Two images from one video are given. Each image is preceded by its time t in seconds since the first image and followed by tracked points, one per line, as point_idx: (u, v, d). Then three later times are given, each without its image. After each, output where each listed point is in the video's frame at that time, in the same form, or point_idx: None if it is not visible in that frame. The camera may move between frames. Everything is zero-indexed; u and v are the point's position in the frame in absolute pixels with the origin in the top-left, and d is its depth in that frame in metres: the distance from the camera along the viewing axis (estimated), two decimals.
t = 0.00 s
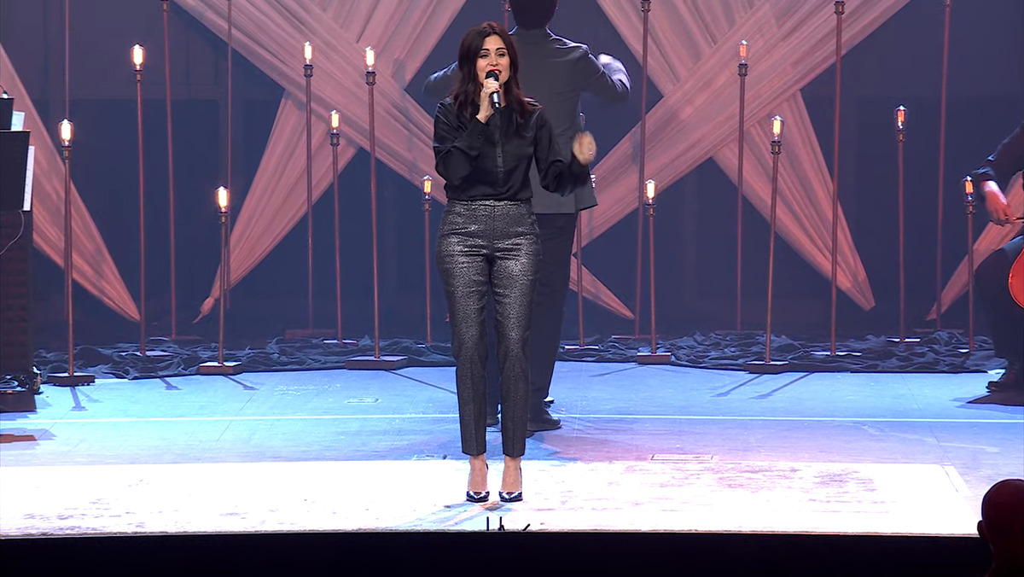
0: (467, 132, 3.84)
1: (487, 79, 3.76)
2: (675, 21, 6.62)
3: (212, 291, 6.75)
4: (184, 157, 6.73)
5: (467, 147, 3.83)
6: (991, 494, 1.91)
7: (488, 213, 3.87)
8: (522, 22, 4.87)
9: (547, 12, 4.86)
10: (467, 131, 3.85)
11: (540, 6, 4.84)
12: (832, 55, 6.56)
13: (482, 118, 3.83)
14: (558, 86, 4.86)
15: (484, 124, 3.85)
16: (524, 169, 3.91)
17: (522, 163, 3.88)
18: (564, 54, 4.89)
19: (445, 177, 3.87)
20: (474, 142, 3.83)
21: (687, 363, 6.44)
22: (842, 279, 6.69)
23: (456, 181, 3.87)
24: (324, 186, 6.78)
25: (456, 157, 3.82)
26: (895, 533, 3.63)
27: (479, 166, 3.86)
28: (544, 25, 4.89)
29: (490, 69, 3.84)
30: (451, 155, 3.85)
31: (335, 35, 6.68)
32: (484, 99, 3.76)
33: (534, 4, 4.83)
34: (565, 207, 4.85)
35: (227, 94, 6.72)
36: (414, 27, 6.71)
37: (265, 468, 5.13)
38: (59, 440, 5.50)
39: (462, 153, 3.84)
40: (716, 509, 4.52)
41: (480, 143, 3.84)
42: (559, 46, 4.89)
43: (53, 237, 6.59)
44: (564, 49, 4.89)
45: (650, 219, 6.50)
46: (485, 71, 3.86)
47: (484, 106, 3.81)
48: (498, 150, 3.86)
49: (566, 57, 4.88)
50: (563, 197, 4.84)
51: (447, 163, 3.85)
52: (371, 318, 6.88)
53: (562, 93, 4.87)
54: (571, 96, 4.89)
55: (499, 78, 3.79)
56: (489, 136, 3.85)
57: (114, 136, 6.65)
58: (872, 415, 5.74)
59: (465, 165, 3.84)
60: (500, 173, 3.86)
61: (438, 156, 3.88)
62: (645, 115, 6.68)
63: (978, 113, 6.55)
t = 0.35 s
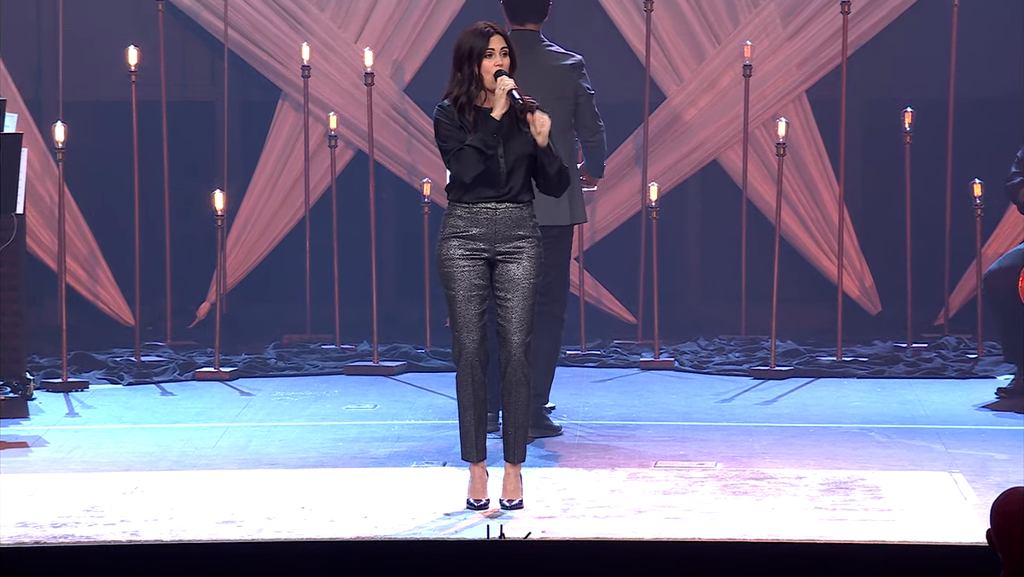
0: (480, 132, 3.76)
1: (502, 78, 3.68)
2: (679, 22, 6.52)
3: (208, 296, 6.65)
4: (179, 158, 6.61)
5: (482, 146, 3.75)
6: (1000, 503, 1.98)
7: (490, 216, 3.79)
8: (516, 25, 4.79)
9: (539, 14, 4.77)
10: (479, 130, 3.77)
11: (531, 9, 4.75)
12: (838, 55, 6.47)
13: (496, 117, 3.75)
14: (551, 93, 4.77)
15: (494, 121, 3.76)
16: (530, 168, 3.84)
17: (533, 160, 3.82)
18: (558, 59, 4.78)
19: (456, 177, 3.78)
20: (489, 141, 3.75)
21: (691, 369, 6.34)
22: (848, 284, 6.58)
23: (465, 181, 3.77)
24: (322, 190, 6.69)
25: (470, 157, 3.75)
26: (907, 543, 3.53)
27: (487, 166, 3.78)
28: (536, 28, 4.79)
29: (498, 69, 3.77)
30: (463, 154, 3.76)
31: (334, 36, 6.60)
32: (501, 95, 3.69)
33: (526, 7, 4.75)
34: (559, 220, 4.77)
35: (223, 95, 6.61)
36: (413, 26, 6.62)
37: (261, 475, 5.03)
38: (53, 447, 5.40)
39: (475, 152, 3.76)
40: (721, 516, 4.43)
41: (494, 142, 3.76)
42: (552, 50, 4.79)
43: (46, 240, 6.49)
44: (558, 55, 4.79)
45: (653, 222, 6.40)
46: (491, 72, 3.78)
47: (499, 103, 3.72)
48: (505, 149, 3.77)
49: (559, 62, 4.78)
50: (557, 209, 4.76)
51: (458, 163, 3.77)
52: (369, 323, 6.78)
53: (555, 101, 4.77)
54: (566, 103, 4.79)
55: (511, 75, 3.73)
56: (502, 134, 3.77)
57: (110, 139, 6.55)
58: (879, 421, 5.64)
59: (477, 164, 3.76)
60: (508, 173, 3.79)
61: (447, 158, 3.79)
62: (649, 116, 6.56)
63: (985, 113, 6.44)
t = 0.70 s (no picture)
0: (486, 136, 3.67)
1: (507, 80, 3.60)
2: (681, 22, 6.46)
3: (204, 300, 6.55)
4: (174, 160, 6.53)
5: (487, 150, 3.66)
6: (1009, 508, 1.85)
7: (491, 220, 3.70)
8: (512, 21, 4.72)
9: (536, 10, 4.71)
10: (482, 134, 3.68)
11: (527, 5, 4.69)
12: (844, 55, 6.39)
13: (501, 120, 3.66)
14: (551, 87, 4.67)
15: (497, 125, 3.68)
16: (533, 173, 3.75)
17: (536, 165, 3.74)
18: (557, 53, 4.70)
19: (459, 180, 3.68)
20: (493, 144, 3.66)
21: (694, 375, 6.25)
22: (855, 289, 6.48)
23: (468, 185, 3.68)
24: (319, 193, 6.59)
25: (475, 161, 3.65)
26: (917, 552, 3.43)
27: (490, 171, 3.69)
28: (533, 24, 4.72)
29: (500, 72, 3.69)
30: (467, 159, 3.66)
31: (331, 36, 6.51)
32: (507, 100, 3.62)
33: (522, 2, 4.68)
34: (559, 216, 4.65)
35: (218, 96, 6.51)
36: (412, 26, 6.53)
37: (257, 481, 4.94)
38: (45, 453, 5.30)
39: (480, 157, 3.66)
40: (723, 524, 4.33)
41: (500, 146, 3.67)
42: (550, 45, 4.71)
43: (38, 243, 6.41)
44: (556, 50, 4.70)
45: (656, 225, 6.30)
46: (493, 74, 3.70)
47: (504, 108, 3.64)
48: (508, 154, 3.68)
49: (557, 57, 4.69)
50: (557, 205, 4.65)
51: (463, 166, 3.67)
52: (366, 328, 6.67)
53: (556, 95, 4.67)
54: (566, 97, 4.69)
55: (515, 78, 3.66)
56: (506, 138, 3.69)
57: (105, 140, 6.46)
58: (885, 427, 5.55)
59: (482, 169, 3.67)
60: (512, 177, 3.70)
61: (450, 162, 3.69)
62: (651, 119, 6.49)
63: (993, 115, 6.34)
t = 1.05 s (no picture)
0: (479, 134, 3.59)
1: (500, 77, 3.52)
2: (684, 22, 6.36)
3: (199, 305, 6.46)
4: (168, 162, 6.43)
5: (480, 148, 3.57)
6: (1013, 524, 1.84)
7: (490, 223, 3.63)
8: (508, 21, 4.62)
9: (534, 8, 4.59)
10: (478, 134, 3.59)
11: (524, 4, 4.59)
12: (849, 56, 6.29)
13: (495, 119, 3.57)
14: (549, 87, 4.58)
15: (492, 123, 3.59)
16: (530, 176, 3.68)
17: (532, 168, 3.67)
18: (554, 52, 4.61)
19: (455, 181, 3.60)
20: (488, 144, 3.59)
21: (697, 381, 6.15)
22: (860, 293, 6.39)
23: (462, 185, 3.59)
24: (317, 197, 6.51)
25: (468, 159, 3.56)
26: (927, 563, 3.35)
27: (487, 172, 3.61)
28: (529, 23, 4.62)
29: (496, 70, 3.60)
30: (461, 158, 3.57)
31: (328, 36, 6.42)
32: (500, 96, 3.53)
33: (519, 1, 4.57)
34: (559, 216, 4.57)
35: (214, 97, 6.42)
36: (411, 27, 6.44)
37: (253, 489, 4.84)
38: (38, 461, 5.21)
39: (473, 155, 3.57)
40: (728, 532, 4.24)
41: (492, 146, 3.59)
42: (546, 43, 4.61)
43: (31, 247, 6.32)
44: (552, 48, 4.60)
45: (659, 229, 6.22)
46: (489, 73, 3.61)
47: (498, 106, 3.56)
48: (508, 157, 3.62)
49: (554, 55, 4.59)
50: (556, 207, 4.56)
51: (457, 166, 3.59)
52: (364, 333, 6.57)
53: (553, 94, 4.58)
54: (564, 97, 4.61)
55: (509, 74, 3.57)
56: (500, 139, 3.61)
57: (99, 142, 6.36)
58: (891, 434, 5.45)
59: (477, 168, 3.58)
60: (508, 178, 3.62)
61: (445, 161, 3.61)
62: (654, 120, 6.39)
63: (1000, 117, 6.24)
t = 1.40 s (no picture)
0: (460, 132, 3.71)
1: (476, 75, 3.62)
2: (687, 25, 6.29)
3: (195, 312, 6.37)
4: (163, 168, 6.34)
5: (458, 146, 3.69)
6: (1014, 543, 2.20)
7: (484, 229, 3.72)
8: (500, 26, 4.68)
9: (523, 14, 4.65)
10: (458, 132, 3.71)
11: (514, 9, 4.64)
12: (855, 60, 6.20)
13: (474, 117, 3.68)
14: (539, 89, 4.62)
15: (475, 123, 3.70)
16: (523, 179, 3.75)
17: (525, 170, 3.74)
18: (546, 54, 4.64)
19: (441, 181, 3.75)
20: (466, 140, 3.70)
21: (699, 389, 6.12)
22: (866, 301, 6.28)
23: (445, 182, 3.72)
24: (314, 201, 6.42)
25: (447, 157, 3.69)
26: None
27: (474, 173, 3.73)
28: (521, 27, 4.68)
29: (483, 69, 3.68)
30: (440, 156, 3.70)
31: (326, 39, 6.35)
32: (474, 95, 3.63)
33: (509, 5, 4.63)
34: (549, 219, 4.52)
35: (210, 101, 6.32)
36: (410, 30, 6.35)
37: (249, 499, 4.75)
38: (31, 471, 5.12)
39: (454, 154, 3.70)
40: (731, 543, 4.15)
41: (471, 143, 3.70)
42: (538, 46, 4.64)
43: (22, 253, 6.24)
44: (543, 51, 4.64)
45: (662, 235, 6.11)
46: (477, 73, 3.70)
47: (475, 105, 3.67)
48: (496, 158, 3.72)
49: (545, 58, 4.63)
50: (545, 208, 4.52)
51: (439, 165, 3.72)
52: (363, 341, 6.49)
53: (544, 96, 4.63)
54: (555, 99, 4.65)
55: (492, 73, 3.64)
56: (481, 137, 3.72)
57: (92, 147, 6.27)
58: (898, 443, 5.37)
59: (458, 166, 3.70)
60: (497, 180, 3.71)
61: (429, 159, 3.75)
62: (656, 124, 6.32)
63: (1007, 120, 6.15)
